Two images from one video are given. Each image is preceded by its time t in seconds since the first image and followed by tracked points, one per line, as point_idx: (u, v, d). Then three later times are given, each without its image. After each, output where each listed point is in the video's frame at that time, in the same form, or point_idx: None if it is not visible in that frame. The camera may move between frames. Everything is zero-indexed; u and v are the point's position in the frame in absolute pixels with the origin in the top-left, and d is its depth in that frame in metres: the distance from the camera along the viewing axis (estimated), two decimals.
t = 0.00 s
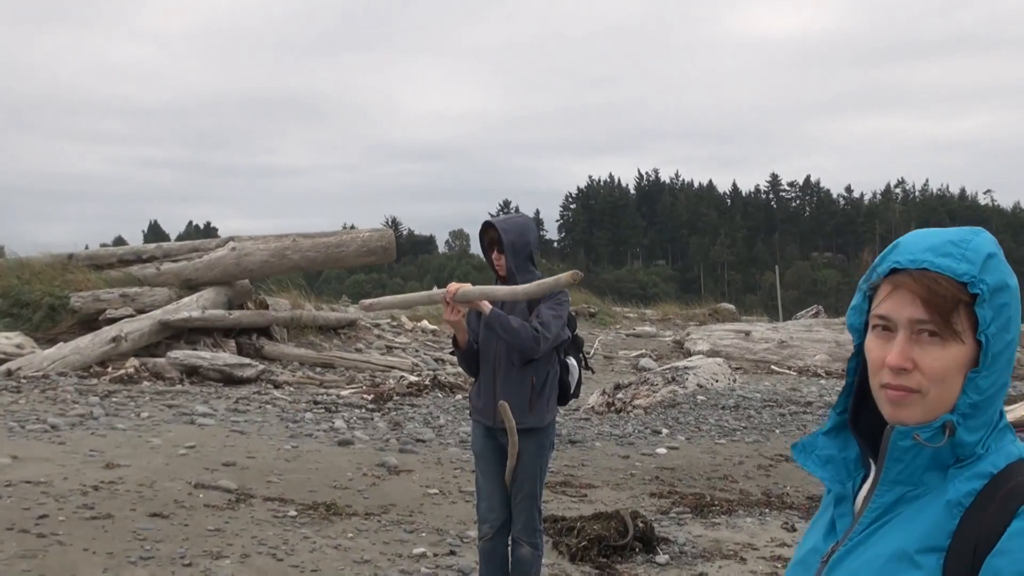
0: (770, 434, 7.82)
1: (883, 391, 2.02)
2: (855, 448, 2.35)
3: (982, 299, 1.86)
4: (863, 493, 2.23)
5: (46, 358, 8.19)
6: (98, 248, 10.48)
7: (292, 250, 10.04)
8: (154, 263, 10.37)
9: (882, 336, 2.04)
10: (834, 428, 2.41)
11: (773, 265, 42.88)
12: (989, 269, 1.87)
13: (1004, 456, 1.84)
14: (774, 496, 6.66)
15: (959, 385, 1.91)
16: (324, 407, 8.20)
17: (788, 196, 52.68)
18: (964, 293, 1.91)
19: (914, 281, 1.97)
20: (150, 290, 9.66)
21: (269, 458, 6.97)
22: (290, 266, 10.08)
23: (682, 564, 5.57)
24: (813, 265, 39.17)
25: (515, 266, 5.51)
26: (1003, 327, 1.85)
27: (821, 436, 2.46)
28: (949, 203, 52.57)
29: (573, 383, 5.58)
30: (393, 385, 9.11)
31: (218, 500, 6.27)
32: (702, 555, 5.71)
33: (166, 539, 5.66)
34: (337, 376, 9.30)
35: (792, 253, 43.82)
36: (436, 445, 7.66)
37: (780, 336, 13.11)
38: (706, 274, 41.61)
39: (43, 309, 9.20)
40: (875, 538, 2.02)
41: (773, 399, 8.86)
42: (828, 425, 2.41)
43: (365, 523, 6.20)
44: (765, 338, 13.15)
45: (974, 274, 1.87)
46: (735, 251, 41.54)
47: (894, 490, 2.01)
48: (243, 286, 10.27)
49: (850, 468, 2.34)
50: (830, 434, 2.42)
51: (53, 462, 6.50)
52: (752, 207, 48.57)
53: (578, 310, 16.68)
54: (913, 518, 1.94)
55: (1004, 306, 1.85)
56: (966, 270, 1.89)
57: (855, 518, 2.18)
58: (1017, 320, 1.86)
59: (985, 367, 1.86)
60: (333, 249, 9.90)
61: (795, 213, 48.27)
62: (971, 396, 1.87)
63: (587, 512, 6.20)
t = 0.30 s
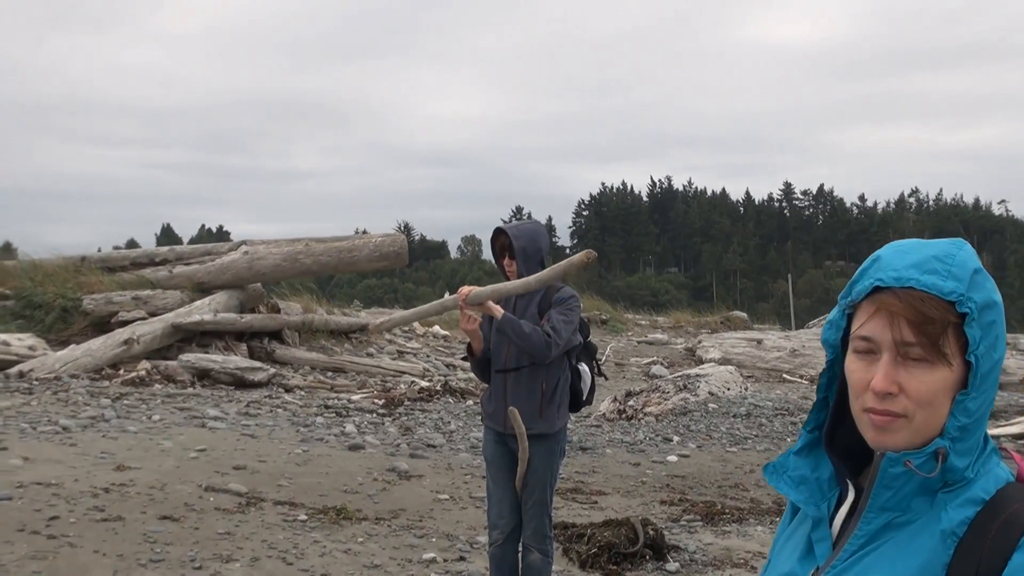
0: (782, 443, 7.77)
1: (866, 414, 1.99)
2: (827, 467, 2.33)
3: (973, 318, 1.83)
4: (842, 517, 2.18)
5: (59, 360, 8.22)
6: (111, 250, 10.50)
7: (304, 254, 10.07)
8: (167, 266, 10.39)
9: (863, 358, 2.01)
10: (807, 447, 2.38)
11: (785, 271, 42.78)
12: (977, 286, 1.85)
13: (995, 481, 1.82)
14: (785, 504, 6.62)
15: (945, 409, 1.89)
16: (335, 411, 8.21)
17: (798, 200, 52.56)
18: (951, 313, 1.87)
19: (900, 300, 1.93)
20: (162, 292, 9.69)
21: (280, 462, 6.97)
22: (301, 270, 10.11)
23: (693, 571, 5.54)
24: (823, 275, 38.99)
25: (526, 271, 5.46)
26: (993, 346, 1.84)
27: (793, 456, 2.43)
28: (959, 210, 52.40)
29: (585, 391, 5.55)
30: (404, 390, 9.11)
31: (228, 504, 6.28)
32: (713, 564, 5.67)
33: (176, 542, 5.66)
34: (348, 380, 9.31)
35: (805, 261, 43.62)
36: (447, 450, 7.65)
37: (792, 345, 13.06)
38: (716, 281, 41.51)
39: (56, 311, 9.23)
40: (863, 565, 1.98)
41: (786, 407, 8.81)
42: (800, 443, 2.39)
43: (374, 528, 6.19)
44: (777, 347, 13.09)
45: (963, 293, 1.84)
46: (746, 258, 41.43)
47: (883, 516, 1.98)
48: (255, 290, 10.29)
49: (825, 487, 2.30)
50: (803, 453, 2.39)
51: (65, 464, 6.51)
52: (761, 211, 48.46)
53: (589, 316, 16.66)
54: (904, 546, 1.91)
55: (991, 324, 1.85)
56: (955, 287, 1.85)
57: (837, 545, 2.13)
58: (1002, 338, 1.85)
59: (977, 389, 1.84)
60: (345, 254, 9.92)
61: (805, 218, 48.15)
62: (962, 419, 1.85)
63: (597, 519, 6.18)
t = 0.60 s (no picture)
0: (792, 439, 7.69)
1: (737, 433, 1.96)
2: (735, 478, 2.23)
3: (807, 322, 1.78)
4: (756, 525, 2.09)
5: (68, 356, 8.25)
6: (121, 246, 10.54)
7: (313, 250, 10.07)
8: (176, 262, 10.42)
9: (726, 375, 2.00)
10: (713, 462, 2.29)
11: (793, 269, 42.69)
12: (809, 286, 1.79)
13: (907, 479, 1.77)
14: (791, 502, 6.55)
15: (805, 413, 1.87)
16: (343, 407, 8.21)
17: (806, 198, 52.41)
18: (785, 321, 1.84)
19: (728, 320, 1.91)
20: (171, 288, 9.71)
21: (288, 458, 6.98)
22: (309, 266, 10.11)
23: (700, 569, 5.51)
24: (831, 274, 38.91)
25: (533, 269, 5.42)
26: (843, 342, 1.75)
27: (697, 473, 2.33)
28: (968, 210, 52.21)
29: (593, 388, 5.54)
30: (412, 386, 9.11)
31: (236, 499, 6.28)
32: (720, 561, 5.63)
33: (184, 537, 5.67)
34: (356, 377, 9.32)
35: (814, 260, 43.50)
36: (454, 446, 7.65)
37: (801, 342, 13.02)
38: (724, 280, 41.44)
39: (66, 307, 9.27)
40: None
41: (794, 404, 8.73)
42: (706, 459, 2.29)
43: (382, 524, 6.19)
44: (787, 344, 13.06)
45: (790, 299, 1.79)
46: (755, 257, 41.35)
47: (800, 526, 1.90)
48: (263, 286, 10.30)
49: (734, 499, 2.21)
50: (708, 468, 2.29)
51: (73, 459, 6.53)
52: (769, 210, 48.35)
53: (599, 313, 16.64)
54: (824, 556, 1.84)
55: (836, 319, 1.76)
56: (785, 294, 1.81)
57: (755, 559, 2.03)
58: (857, 329, 1.75)
59: (840, 391, 1.76)
60: (353, 250, 9.92)
61: (813, 217, 48.03)
62: (846, 424, 1.77)
63: (604, 516, 6.17)
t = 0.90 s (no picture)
0: (791, 434, 7.62)
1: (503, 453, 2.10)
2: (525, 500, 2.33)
3: (547, 342, 1.89)
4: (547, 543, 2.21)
5: (68, 351, 8.25)
6: (121, 241, 10.54)
7: (313, 246, 10.07)
8: (176, 258, 10.42)
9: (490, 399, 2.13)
10: (505, 484, 2.37)
11: (794, 267, 42.63)
12: (547, 306, 1.90)
13: (672, 488, 1.89)
14: (792, 499, 6.39)
15: (555, 433, 2.01)
16: (342, 404, 8.21)
17: (807, 196, 52.35)
18: (525, 343, 1.97)
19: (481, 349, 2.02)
20: (171, 284, 9.71)
21: (287, 454, 6.97)
22: (309, 262, 10.11)
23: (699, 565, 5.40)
24: (833, 272, 38.85)
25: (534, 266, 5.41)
26: (583, 361, 1.86)
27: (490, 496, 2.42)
28: (970, 209, 52.14)
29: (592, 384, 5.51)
30: (411, 383, 9.10)
31: (236, 495, 6.28)
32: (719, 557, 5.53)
33: (183, 532, 5.67)
34: (356, 373, 9.31)
35: (814, 256, 43.43)
36: (453, 443, 7.65)
37: (800, 339, 13.01)
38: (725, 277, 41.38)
39: (66, 302, 9.27)
40: None
41: (793, 401, 8.60)
42: (498, 482, 2.38)
43: (381, 520, 6.19)
44: (787, 341, 13.06)
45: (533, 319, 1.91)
46: (756, 255, 41.31)
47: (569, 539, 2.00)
48: (263, 282, 10.31)
49: (524, 521, 2.31)
50: (502, 489, 2.38)
51: (73, 453, 6.53)
52: (771, 209, 48.28)
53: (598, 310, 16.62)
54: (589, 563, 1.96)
55: (574, 338, 1.87)
56: (525, 316, 1.93)
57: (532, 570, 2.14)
58: (599, 345, 1.85)
59: (583, 410, 1.86)
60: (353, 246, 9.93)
61: (815, 215, 48.00)
62: (595, 441, 1.87)
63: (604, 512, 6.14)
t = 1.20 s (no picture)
0: (789, 436, 7.62)
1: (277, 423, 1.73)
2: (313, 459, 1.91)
3: (290, 302, 1.56)
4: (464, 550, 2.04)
5: (66, 353, 8.25)
6: (120, 243, 10.54)
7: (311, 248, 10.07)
8: (174, 259, 10.41)
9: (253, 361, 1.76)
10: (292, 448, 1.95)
11: (793, 268, 42.66)
12: (287, 267, 1.57)
13: (435, 431, 1.57)
14: (790, 501, 6.39)
15: (323, 390, 1.66)
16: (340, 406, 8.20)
17: (806, 197, 52.36)
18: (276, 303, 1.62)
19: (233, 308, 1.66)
20: (169, 285, 9.70)
21: (285, 456, 6.96)
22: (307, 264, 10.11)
23: (696, 568, 5.41)
24: (832, 273, 38.89)
25: (532, 268, 5.41)
26: (329, 314, 1.54)
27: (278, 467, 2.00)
28: (969, 210, 52.21)
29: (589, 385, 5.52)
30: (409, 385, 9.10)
31: (233, 497, 6.28)
32: (715, 560, 5.53)
33: (180, 534, 5.67)
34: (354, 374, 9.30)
35: (813, 257, 43.48)
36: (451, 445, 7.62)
37: (799, 342, 13.01)
38: (724, 278, 41.36)
39: (64, 304, 9.27)
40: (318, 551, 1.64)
41: (791, 404, 8.58)
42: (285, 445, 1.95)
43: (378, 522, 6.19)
44: (785, 343, 13.07)
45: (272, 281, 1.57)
46: (754, 257, 41.33)
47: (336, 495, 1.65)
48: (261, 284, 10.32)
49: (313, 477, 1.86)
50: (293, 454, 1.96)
51: (70, 455, 6.53)
52: (770, 210, 48.31)
53: (596, 312, 16.62)
54: (347, 524, 1.60)
55: (318, 292, 1.54)
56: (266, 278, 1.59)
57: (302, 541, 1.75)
58: (343, 297, 1.53)
59: (335, 363, 1.54)
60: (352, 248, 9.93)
61: (813, 215, 48.03)
62: (349, 393, 1.55)
63: (601, 514, 6.13)
